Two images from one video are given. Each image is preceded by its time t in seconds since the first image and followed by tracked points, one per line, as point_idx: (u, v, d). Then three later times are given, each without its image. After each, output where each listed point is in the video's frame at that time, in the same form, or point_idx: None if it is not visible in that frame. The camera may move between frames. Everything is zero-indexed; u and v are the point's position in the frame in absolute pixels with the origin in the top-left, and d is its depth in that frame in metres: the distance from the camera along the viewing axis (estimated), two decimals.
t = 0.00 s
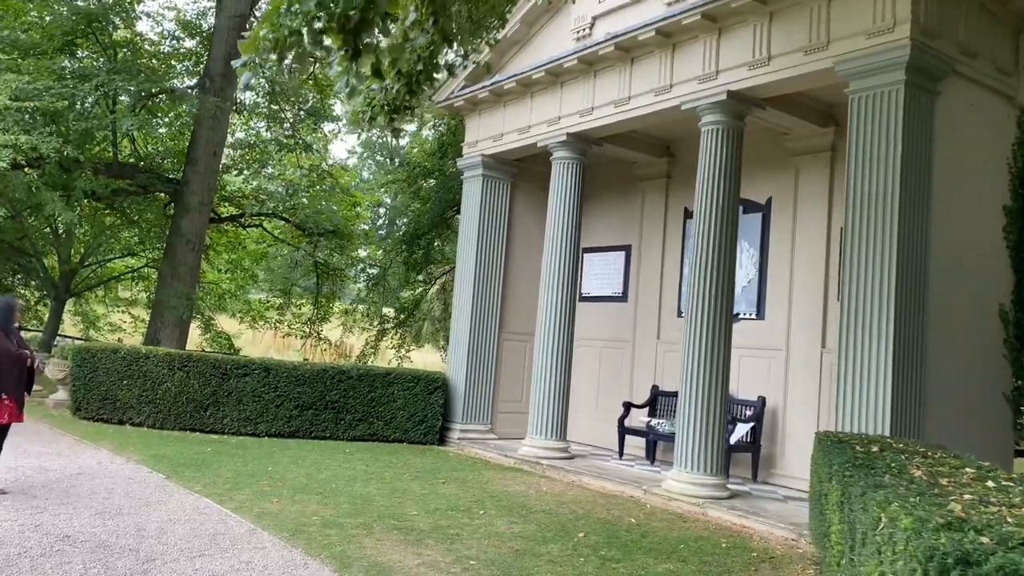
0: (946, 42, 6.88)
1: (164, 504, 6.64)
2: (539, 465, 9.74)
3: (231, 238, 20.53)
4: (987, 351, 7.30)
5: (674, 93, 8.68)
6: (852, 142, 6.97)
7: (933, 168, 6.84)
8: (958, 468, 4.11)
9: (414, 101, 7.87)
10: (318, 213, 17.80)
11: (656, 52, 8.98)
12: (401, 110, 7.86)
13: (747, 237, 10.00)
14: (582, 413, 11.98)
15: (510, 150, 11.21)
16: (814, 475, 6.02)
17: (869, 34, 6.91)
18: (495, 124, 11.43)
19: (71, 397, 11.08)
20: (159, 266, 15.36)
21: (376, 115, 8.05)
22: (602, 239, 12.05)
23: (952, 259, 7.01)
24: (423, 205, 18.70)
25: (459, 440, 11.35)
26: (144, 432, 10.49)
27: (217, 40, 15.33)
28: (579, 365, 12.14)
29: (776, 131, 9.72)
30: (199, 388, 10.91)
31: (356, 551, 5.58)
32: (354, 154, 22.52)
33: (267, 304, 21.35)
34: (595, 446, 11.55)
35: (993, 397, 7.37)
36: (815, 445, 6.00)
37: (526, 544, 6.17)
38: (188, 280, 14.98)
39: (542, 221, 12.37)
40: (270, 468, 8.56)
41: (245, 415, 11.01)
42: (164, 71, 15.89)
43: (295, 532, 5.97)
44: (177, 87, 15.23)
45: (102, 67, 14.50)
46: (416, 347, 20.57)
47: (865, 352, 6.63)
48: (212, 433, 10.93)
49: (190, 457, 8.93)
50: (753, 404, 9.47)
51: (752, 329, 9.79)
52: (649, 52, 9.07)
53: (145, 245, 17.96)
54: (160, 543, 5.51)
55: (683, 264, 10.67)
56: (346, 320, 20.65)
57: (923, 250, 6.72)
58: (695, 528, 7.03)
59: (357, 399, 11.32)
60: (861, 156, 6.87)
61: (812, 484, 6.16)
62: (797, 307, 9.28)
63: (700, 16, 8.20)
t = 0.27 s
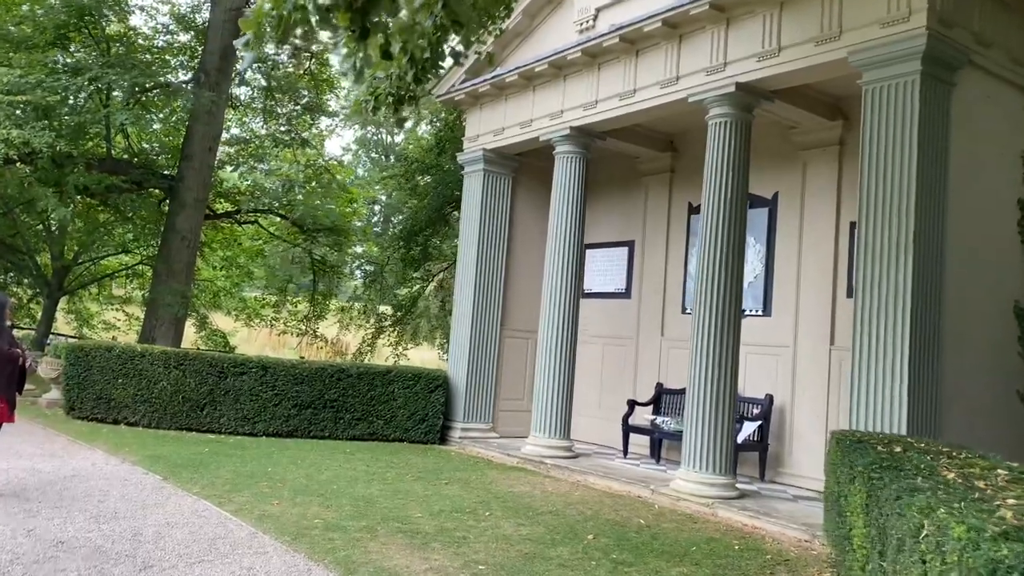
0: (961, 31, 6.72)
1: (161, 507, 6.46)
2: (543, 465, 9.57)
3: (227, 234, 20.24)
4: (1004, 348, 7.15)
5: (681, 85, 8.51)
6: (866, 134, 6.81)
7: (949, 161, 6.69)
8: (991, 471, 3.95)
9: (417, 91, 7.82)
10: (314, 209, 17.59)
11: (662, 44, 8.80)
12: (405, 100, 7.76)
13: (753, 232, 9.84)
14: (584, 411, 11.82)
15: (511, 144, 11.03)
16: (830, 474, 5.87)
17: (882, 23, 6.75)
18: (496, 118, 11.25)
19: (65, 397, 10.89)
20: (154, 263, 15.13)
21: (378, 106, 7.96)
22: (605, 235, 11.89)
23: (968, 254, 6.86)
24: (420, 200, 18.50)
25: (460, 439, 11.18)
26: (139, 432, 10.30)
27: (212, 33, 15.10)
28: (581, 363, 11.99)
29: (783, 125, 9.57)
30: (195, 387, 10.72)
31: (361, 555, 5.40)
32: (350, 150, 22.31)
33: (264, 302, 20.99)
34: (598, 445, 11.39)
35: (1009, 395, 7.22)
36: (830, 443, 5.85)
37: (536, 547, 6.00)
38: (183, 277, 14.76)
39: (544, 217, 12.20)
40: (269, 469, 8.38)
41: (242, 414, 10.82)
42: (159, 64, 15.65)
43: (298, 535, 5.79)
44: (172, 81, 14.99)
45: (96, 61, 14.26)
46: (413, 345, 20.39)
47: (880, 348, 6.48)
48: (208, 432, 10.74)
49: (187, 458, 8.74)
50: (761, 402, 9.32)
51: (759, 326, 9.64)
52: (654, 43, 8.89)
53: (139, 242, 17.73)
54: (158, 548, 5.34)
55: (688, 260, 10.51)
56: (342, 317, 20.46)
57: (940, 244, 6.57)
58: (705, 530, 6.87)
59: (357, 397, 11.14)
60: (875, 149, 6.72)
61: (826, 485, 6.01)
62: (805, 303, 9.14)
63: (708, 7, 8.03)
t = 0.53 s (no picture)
0: (970, 19, 6.57)
1: (151, 512, 6.24)
2: (541, 464, 9.40)
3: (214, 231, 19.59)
4: (1012, 342, 7.01)
5: (680, 76, 8.34)
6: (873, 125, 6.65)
7: (958, 152, 6.54)
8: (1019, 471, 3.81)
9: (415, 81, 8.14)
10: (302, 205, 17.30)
11: (661, 34, 8.63)
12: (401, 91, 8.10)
13: (752, 226, 9.70)
14: (580, 408, 11.66)
15: (505, 138, 10.84)
16: (839, 473, 5.72)
17: (889, 12, 6.60)
18: (489, 111, 11.05)
19: (48, 398, 10.59)
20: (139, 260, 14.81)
21: (377, 95, 8.34)
22: (601, 230, 11.71)
23: (976, 247, 6.72)
24: (410, 196, 18.29)
25: (455, 438, 10.98)
26: (126, 434, 10.04)
27: (197, 25, 14.79)
28: (577, 359, 11.82)
29: (783, 116, 9.42)
30: (183, 387, 10.46)
31: (360, 562, 5.20)
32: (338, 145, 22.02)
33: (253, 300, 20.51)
34: (596, 443, 11.23)
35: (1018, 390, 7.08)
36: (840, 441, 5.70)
37: (539, 551, 5.82)
38: (169, 275, 14.47)
39: (538, 212, 12.01)
40: (261, 471, 8.15)
41: (232, 415, 10.57)
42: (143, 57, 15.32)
43: (293, 542, 5.58)
44: (157, 74, 14.65)
45: (78, 53, 13.92)
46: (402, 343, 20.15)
47: (889, 343, 6.33)
48: (197, 434, 10.49)
49: (176, 460, 8.50)
50: (762, 398, 9.18)
51: (759, 322, 9.50)
52: (652, 33, 8.72)
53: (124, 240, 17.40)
54: (148, 555, 5.13)
55: (686, 255, 10.35)
56: (330, 315, 20.19)
57: (949, 237, 6.42)
58: (711, 530, 6.72)
59: (350, 397, 10.92)
60: (883, 140, 6.55)
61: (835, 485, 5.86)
62: (806, 298, 9.00)
63: None
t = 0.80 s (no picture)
0: (974, 8, 6.45)
1: (142, 518, 6.05)
2: (538, 463, 9.26)
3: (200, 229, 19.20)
4: (1016, 334, 6.93)
5: (678, 68, 8.21)
6: (877, 116, 6.53)
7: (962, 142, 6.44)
8: None
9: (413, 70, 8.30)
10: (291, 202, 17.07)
11: (658, 25, 8.49)
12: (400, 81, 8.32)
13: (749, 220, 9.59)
14: (576, 406, 11.53)
15: (499, 132, 10.68)
16: (847, 470, 5.60)
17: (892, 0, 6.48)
18: (482, 105, 10.89)
19: (33, 401, 10.36)
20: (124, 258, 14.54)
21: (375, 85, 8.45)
22: (595, 225, 11.58)
23: (981, 239, 6.62)
24: (399, 192, 18.09)
25: (450, 437, 10.83)
26: (113, 436, 9.82)
27: (182, 20, 14.53)
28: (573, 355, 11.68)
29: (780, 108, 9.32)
30: (172, 388, 10.25)
31: (359, 568, 5.03)
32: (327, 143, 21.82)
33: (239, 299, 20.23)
34: (592, 440, 11.10)
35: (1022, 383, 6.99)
36: (846, 437, 5.59)
37: (543, 553, 5.67)
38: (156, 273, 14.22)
39: (531, 207, 11.86)
40: (253, 473, 7.97)
41: (222, 415, 10.37)
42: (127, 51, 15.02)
43: (290, 546, 5.42)
44: (141, 69, 14.37)
45: (60, 49, 13.65)
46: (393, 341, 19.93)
47: (895, 338, 6.21)
48: (186, 435, 10.28)
49: (166, 463, 8.30)
50: (762, 393, 9.08)
51: (757, 316, 9.40)
52: (649, 25, 8.57)
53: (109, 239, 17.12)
54: (140, 563, 4.95)
55: (682, 249, 10.23)
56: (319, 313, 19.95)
57: (954, 228, 6.31)
58: (715, 529, 6.60)
59: (342, 396, 10.73)
60: (887, 130, 6.43)
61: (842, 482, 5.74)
62: (805, 292, 8.89)
63: None
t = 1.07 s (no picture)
0: None
1: (128, 530, 5.81)
2: (536, 467, 9.07)
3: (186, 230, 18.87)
4: None
5: (677, 63, 8.05)
6: (884, 110, 6.39)
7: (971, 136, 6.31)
8: None
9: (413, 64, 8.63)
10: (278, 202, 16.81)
11: (656, 19, 8.33)
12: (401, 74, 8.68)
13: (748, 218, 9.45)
14: (572, 407, 11.36)
15: (492, 130, 10.49)
16: (859, 474, 5.43)
17: None
18: (475, 103, 10.69)
19: (15, 407, 10.08)
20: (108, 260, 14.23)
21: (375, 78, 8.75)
22: (590, 224, 11.42)
23: (990, 235, 6.49)
24: (388, 192, 17.86)
25: (444, 441, 10.63)
26: (98, 443, 9.55)
27: (166, 16, 14.23)
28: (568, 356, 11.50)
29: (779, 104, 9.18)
30: (159, 393, 9.99)
31: None
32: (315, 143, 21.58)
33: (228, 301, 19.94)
34: (589, 442, 10.93)
35: None
36: (858, 440, 5.44)
37: (547, 563, 5.49)
38: (141, 275, 13.94)
39: (525, 206, 11.68)
40: (243, 481, 7.74)
41: (210, 421, 10.12)
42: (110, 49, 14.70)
43: (285, 559, 5.20)
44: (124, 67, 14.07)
45: (41, 45, 13.32)
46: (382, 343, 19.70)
47: (905, 337, 6.07)
48: (174, 441, 10.03)
49: (153, 471, 8.06)
50: (763, 394, 8.93)
51: (757, 315, 9.26)
52: (647, 19, 8.41)
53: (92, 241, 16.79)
54: None
55: (680, 248, 10.07)
56: (307, 315, 19.68)
57: (963, 224, 6.18)
58: (721, 535, 6.44)
59: (333, 400, 10.50)
60: (895, 125, 6.28)
61: (853, 487, 5.58)
62: (806, 291, 8.76)
63: None
